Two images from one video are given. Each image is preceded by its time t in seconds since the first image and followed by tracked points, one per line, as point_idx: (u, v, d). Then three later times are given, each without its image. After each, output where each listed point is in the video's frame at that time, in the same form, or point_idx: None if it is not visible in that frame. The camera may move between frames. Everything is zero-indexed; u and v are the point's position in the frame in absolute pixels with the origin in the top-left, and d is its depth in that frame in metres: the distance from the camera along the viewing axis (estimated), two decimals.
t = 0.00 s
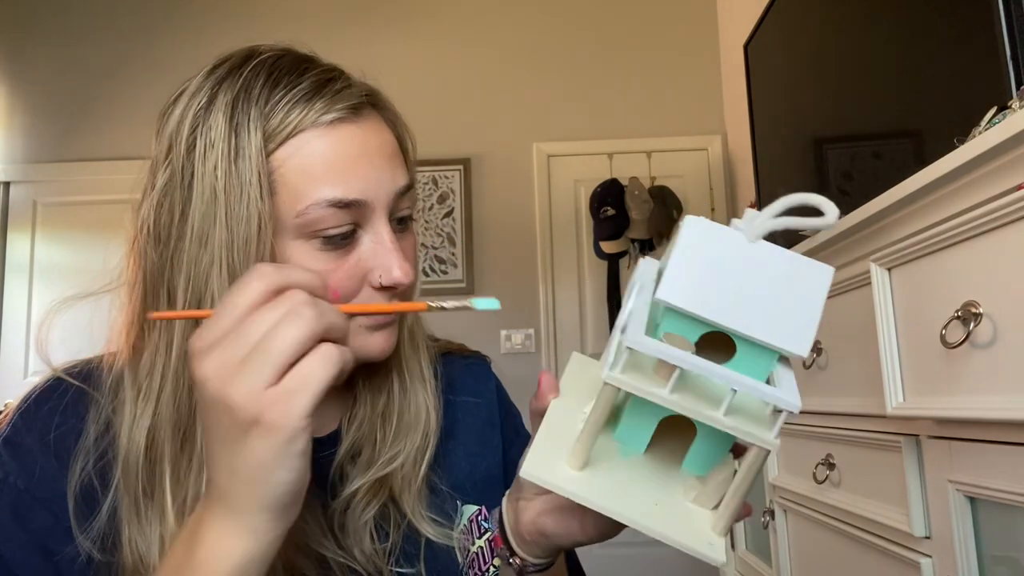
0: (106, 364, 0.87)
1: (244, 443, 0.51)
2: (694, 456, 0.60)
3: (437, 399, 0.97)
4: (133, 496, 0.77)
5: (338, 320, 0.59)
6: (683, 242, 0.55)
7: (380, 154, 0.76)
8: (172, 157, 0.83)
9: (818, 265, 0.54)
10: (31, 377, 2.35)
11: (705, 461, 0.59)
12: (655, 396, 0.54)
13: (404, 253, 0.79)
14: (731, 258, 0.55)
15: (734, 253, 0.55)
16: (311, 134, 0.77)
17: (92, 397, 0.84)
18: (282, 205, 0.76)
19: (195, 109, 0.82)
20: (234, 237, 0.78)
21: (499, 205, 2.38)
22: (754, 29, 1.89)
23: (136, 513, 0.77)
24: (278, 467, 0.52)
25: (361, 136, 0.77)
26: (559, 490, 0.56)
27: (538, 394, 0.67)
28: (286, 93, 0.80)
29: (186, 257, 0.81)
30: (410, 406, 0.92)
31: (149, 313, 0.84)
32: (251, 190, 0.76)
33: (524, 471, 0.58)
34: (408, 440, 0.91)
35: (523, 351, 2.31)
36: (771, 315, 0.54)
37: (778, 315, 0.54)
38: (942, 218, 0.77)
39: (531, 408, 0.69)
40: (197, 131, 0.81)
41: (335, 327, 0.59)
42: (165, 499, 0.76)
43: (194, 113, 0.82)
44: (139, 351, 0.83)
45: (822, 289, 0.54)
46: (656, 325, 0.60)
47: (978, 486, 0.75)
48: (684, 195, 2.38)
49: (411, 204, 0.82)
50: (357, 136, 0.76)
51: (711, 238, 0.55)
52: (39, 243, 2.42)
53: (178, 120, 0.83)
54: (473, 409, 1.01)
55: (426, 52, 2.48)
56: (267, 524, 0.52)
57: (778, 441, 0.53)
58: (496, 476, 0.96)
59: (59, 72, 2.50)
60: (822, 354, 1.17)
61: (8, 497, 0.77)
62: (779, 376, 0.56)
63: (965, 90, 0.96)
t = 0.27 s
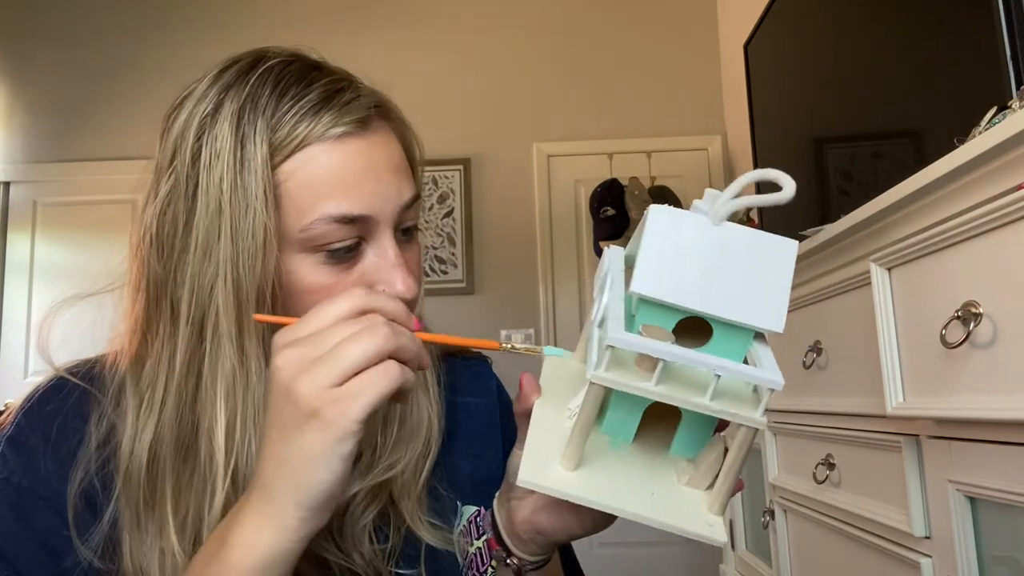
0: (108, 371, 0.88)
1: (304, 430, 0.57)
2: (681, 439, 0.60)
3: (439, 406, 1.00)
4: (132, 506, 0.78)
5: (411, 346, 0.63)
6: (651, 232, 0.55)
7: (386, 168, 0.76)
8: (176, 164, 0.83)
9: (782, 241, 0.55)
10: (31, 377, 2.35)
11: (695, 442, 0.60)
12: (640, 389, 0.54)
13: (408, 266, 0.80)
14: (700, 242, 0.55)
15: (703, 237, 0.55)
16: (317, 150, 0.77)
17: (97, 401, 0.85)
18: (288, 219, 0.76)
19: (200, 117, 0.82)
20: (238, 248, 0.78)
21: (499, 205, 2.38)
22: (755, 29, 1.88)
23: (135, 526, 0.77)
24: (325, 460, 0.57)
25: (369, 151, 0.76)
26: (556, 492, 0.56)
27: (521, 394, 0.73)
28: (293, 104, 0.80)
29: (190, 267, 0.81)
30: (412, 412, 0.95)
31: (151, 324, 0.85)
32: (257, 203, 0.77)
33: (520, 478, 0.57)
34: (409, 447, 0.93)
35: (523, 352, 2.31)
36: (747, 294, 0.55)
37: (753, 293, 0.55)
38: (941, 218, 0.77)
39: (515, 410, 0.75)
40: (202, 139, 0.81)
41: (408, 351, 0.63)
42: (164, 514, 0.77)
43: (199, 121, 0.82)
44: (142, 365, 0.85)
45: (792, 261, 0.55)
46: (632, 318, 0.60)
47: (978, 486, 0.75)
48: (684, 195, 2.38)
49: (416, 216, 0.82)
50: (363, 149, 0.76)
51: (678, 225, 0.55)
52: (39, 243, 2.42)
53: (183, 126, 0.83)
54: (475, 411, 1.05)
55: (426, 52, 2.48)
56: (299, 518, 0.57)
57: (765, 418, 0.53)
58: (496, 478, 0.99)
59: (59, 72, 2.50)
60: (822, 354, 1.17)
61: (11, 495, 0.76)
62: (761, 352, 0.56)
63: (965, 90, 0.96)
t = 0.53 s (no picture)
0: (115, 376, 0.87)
1: (333, 442, 0.59)
2: (674, 445, 0.61)
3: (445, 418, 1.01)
4: (136, 517, 0.78)
5: (441, 356, 0.64)
6: (641, 235, 0.56)
7: (398, 186, 0.75)
8: (186, 171, 0.83)
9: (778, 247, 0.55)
10: (31, 377, 2.35)
11: (685, 445, 0.61)
12: (626, 396, 0.55)
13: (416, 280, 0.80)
14: (691, 247, 0.56)
15: (696, 244, 0.56)
16: (328, 167, 0.76)
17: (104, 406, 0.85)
18: (298, 235, 0.76)
19: (212, 124, 0.82)
20: (251, 260, 0.79)
21: (499, 205, 2.38)
22: (755, 29, 1.88)
23: (140, 535, 0.78)
24: (354, 471, 0.58)
25: (381, 168, 0.76)
26: (542, 496, 0.58)
27: (516, 397, 0.77)
28: (307, 118, 0.80)
29: (203, 278, 0.82)
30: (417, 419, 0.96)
31: (159, 336, 0.85)
32: (269, 218, 0.77)
33: (506, 483, 0.59)
34: (412, 453, 0.94)
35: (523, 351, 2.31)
36: (737, 300, 0.55)
37: (744, 299, 0.55)
38: (941, 219, 0.77)
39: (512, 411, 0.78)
40: (214, 149, 0.81)
41: (437, 362, 0.64)
42: (172, 526, 0.78)
43: (211, 128, 0.82)
44: (150, 376, 0.84)
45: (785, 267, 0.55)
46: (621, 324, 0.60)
47: (978, 485, 0.75)
48: (684, 195, 2.38)
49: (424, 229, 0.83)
50: (375, 166, 0.76)
51: (668, 230, 0.56)
52: (39, 243, 2.42)
53: (194, 133, 0.83)
54: (476, 410, 1.07)
55: (425, 52, 2.48)
56: (325, 528, 0.59)
57: (752, 427, 0.54)
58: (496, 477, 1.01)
59: (59, 72, 2.50)
60: (822, 354, 1.17)
61: (14, 496, 0.76)
62: (750, 361, 0.57)
63: (965, 90, 0.96)
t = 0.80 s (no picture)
0: (118, 378, 0.87)
1: (333, 443, 0.59)
2: (668, 453, 0.61)
3: (450, 423, 1.01)
4: (136, 520, 0.78)
5: (441, 355, 0.64)
6: (629, 242, 0.56)
7: (404, 195, 0.75)
8: (190, 174, 0.82)
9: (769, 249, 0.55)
10: (31, 377, 2.35)
11: (679, 451, 0.61)
12: (612, 407, 0.56)
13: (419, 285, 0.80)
14: (679, 253, 0.56)
15: (685, 248, 0.56)
16: (333, 176, 0.76)
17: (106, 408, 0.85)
18: (302, 243, 0.76)
19: (217, 128, 0.81)
20: (256, 266, 0.79)
21: (499, 205, 2.38)
22: (755, 29, 1.88)
23: (141, 539, 0.78)
24: (353, 472, 0.59)
25: (386, 177, 0.75)
26: (531, 506, 0.59)
27: (511, 401, 0.75)
28: (313, 125, 0.80)
29: (207, 285, 0.82)
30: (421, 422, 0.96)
31: (162, 342, 0.85)
32: (274, 225, 0.77)
33: (495, 492, 0.60)
34: (414, 457, 0.94)
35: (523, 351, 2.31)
36: (726, 306, 0.56)
37: (733, 305, 0.56)
38: (941, 219, 0.77)
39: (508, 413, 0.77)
40: (219, 154, 0.81)
41: (437, 360, 0.64)
42: (173, 532, 0.78)
43: (215, 132, 0.81)
44: (153, 381, 0.84)
45: (776, 270, 0.55)
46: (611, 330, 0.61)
47: (978, 485, 0.75)
48: (684, 195, 2.38)
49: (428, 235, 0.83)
50: (380, 175, 0.75)
51: (656, 236, 0.56)
52: (39, 243, 2.42)
53: (199, 135, 0.83)
54: (477, 411, 1.08)
55: (425, 52, 2.48)
56: (325, 528, 0.59)
57: (742, 437, 0.55)
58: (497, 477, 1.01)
59: (59, 72, 2.50)
60: (822, 354, 1.17)
61: (16, 495, 0.76)
62: (741, 368, 0.57)
63: (965, 90, 0.96)
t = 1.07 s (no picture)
0: (117, 381, 0.87)
1: (331, 443, 0.59)
2: (665, 453, 0.62)
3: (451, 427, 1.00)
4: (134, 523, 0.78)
5: (439, 353, 0.64)
6: (619, 246, 0.57)
7: (405, 204, 0.75)
8: (192, 179, 0.82)
9: (762, 251, 0.56)
10: (31, 377, 2.35)
11: (678, 453, 0.61)
12: (604, 413, 0.56)
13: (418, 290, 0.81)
14: (670, 256, 0.56)
15: (676, 251, 0.56)
16: (335, 184, 0.76)
17: (105, 411, 0.85)
18: (303, 251, 0.76)
19: (219, 132, 0.81)
20: (257, 272, 0.79)
21: (499, 205, 2.38)
22: (755, 28, 1.88)
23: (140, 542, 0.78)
24: (350, 473, 0.59)
25: (388, 185, 0.75)
26: (523, 513, 0.59)
27: (506, 404, 0.75)
28: (315, 132, 0.80)
29: (208, 291, 0.82)
30: (422, 425, 0.96)
31: (162, 347, 0.85)
32: (276, 232, 0.77)
33: (488, 499, 0.60)
34: (415, 461, 0.94)
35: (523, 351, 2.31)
36: (717, 310, 0.56)
37: (724, 308, 0.56)
38: (941, 219, 0.77)
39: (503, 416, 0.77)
40: (221, 159, 0.81)
41: (435, 359, 0.64)
42: (171, 536, 0.78)
43: (217, 136, 0.81)
44: (153, 386, 0.84)
45: (767, 273, 0.56)
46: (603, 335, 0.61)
47: (978, 485, 0.75)
48: (684, 194, 2.38)
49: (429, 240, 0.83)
50: (381, 184, 0.75)
51: (646, 240, 0.57)
52: (39, 243, 2.42)
53: (200, 139, 0.83)
54: (477, 412, 1.08)
55: (425, 51, 2.48)
56: (321, 529, 0.59)
57: (734, 442, 0.55)
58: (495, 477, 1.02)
59: (59, 72, 2.50)
60: (822, 354, 1.17)
61: (16, 496, 0.76)
62: (733, 372, 0.57)
63: (965, 90, 0.96)
